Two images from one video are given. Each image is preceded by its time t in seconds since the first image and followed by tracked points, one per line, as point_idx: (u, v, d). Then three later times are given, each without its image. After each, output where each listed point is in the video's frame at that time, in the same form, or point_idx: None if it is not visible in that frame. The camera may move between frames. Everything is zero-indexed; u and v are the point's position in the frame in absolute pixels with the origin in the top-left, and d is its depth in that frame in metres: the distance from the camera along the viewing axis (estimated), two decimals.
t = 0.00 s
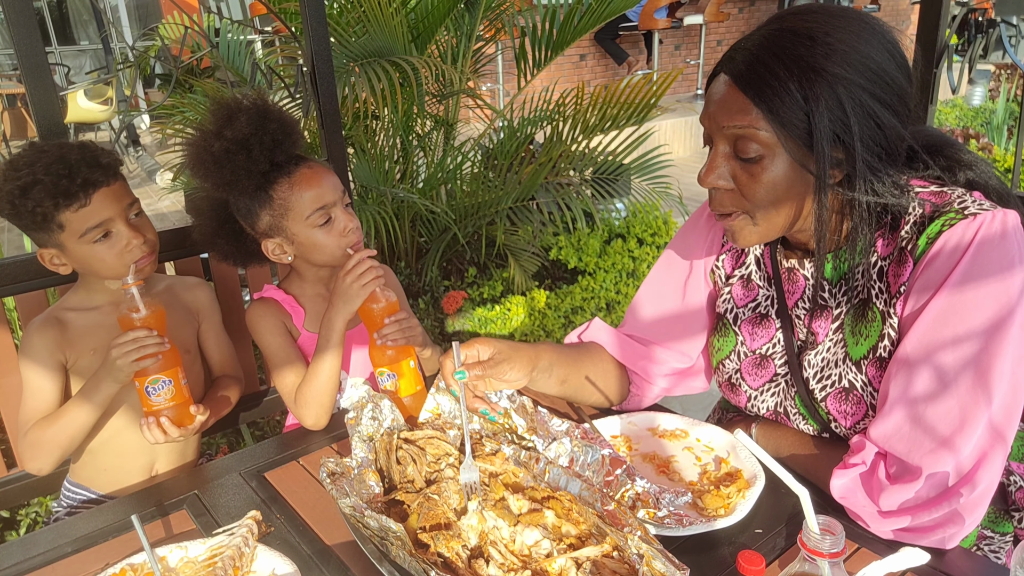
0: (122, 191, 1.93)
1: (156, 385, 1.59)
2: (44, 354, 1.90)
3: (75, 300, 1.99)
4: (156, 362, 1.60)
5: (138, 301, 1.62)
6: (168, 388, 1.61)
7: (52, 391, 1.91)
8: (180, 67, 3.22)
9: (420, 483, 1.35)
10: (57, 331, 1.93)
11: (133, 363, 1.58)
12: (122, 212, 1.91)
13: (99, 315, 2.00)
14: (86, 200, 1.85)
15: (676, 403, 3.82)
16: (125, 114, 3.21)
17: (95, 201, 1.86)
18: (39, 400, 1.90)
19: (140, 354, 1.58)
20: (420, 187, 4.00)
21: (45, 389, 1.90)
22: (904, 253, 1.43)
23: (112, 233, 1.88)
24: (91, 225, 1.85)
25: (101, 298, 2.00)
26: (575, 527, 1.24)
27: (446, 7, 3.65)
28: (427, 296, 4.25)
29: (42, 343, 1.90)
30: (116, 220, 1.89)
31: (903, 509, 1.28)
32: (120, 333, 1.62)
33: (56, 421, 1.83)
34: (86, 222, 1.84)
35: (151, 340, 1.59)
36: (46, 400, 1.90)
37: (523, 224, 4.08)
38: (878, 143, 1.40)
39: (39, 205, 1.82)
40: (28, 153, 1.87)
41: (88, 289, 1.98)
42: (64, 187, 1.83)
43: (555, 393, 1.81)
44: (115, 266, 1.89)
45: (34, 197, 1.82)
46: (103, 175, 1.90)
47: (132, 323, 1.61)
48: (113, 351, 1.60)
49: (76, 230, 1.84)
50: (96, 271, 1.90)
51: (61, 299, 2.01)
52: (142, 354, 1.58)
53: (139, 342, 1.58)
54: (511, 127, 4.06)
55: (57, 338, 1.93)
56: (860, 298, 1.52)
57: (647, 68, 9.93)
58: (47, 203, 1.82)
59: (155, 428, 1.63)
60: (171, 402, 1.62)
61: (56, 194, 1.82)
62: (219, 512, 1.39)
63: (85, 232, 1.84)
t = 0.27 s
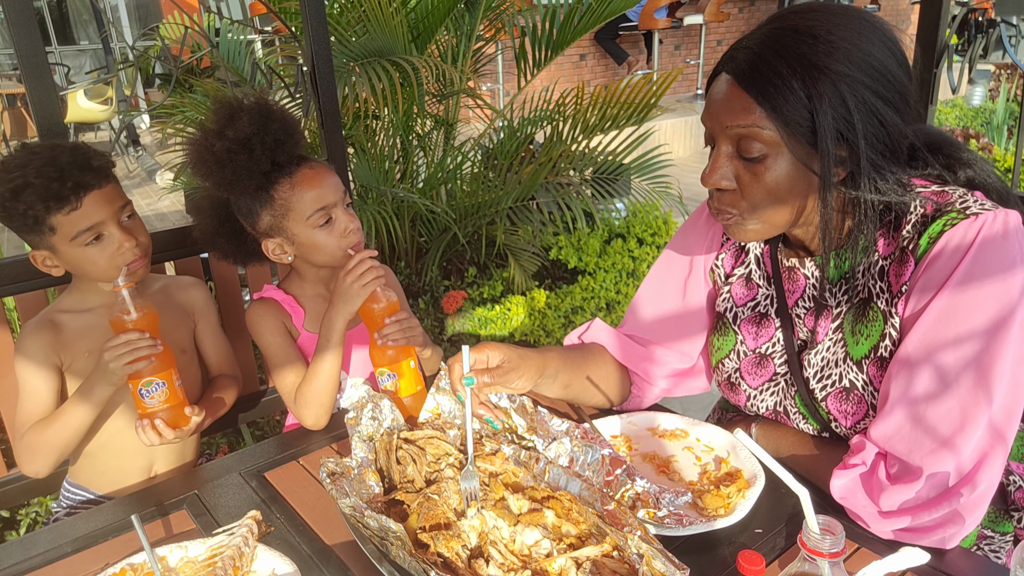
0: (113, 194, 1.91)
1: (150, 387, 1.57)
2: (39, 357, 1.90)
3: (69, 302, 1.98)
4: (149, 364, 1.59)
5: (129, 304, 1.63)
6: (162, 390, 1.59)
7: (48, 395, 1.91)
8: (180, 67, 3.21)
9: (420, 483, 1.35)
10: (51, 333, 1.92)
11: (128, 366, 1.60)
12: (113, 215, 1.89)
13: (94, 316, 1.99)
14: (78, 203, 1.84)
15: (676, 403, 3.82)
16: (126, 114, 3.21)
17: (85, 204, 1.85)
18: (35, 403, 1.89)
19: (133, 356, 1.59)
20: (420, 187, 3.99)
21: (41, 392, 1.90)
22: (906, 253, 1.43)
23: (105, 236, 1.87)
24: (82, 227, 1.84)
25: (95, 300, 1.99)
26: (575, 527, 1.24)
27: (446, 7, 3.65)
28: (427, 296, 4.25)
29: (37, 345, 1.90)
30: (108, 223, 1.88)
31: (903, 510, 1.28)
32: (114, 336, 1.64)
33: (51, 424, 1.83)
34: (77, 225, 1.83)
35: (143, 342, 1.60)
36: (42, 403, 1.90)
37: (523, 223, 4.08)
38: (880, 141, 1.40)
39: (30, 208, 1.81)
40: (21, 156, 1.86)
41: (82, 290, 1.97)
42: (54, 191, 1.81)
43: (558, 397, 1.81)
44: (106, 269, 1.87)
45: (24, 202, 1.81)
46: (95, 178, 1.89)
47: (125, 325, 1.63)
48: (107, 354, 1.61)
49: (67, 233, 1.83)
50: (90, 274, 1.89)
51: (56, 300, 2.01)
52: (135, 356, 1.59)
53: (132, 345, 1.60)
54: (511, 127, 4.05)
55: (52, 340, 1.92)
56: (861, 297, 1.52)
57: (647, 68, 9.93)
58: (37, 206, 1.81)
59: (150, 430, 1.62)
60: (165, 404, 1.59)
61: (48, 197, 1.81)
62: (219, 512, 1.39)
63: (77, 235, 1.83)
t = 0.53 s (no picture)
0: (107, 196, 1.90)
1: (142, 391, 1.58)
2: (31, 359, 1.90)
3: (63, 304, 1.98)
4: (141, 368, 1.59)
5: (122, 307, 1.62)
6: (154, 394, 1.60)
7: (41, 398, 1.91)
8: (180, 67, 3.21)
9: (420, 483, 1.35)
10: (44, 336, 1.92)
11: (119, 369, 1.59)
12: (106, 219, 1.88)
13: (88, 318, 1.98)
14: (69, 205, 1.82)
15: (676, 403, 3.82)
16: (126, 114, 3.20)
17: (78, 206, 1.84)
18: (28, 406, 1.90)
19: (124, 359, 1.58)
20: (420, 187, 3.99)
21: (34, 395, 1.91)
22: (908, 253, 1.43)
23: (96, 238, 1.85)
24: (74, 229, 1.82)
25: (89, 303, 1.98)
26: (575, 527, 1.23)
27: (446, 7, 3.65)
28: (427, 296, 4.25)
29: (30, 348, 1.90)
30: (100, 226, 1.86)
31: (903, 510, 1.28)
32: (105, 339, 1.62)
33: (41, 428, 1.82)
34: (69, 226, 1.82)
35: (136, 346, 1.59)
36: (35, 406, 1.90)
37: (523, 224, 4.08)
38: (880, 142, 1.40)
39: (20, 208, 1.81)
40: (17, 158, 1.86)
41: (76, 293, 1.97)
42: (47, 192, 1.80)
43: (563, 403, 1.79)
44: (97, 272, 1.86)
45: (15, 203, 1.80)
46: (89, 180, 1.88)
47: (117, 328, 1.62)
48: (97, 358, 1.60)
49: (58, 235, 1.81)
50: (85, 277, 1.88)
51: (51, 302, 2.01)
52: (127, 360, 1.58)
53: (124, 348, 1.58)
54: (511, 127, 4.05)
55: (45, 343, 1.92)
56: (862, 297, 1.52)
57: (647, 68, 9.93)
58: (29, 207, 1.80)
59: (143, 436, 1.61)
60: (156, 408, 1.60)
61: (39, 198, 1.80)
62: (219, 512, 1.39)
63: (68, 236, 1.82)
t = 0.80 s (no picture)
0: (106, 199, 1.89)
1: (131, 397, 1.59)
2: (20, 361, 1.89)
3: (53, 306, 1.98)
4: (132, 373, 1.59)
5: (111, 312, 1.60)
6: (143, 400, 1.61)
7: (29, 403, 1.89)
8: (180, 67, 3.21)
9: (420, 483, 1.35)
10: (34, 339, 1.93)
11: (110, 375, 1.58)
12: (101, 219, 1.87)
13: (78, 320, 1.98)
14: (67, 205, 1.82)
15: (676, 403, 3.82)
16: (126, 114, 3.20)
17: (75, 206, 1.83)
18: (16, 411, 1.88)
19: (115, 365, 1.57)
20: (420, 187, 3.99)
21: (22, 401, 1.88)
22: (910, 252, 1.43)
23: (88, 241, 1.84)
24: (68, 230, 1.82)
25: (80, 305, 1.99)
26: (575, 527, 1.24)
27: (446, 7, 3.65)
28: (428, 296, 4.25)
29: (20, 350, 1.90)
30: (95, 227, 1.85)
31: (903, 509, 1.28)
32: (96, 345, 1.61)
33: (31, 430, 1.81)
34: (64, 226, 1.82)
35: (126, 351, 1.58)
36: (22, 413, 1.88)
37: (523, 223, 4.08)
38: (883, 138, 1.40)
39: (18, 204, 1.80)
40: (20, 153, 1.86)
41: (66, 295, 1.97)
42: (46, 191, 1.80)
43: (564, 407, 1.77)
44: (85, 272, 1.85)
45: (13, 196, 1.81)
46: (88, 181, 1.87)
47: (107, 333, 1.60)
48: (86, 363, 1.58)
49: (50, 233, 1.81)
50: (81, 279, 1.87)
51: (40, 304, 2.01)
52: (118, 365, 1.57)
53: (114, 355, 1.57)
54: (511, 127, 4.05)
55: (34, 346, 1.93)
56: (864, 296, 1.52)
57: (647, 68, 9.93)
58: (25, 204, 1.80)
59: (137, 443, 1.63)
60: (146, 414, 1.61)
61: (37, 196, 1.80)
62: (219, 512, 1.39)
63: (61, 237, 1.81)
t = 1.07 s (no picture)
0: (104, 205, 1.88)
1: (124, 405, 1.58)
2: (10, 365, 1.89)
3: (41, 309, 1.98)
4: (126, 381, 1.60)
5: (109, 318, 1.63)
6: (136, 407, 1.60)
7: (18, 406, 1.90)
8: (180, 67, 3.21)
9: (420, 483, 1.35)
10: (23, 342, 1.93)
11: (104, 382, 1.59)
12: (98, 225, 1.86)
13: (67, 323, 1.98)
14: (66, 209, 1.80)
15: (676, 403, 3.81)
16: (126, 114, 3.20)
17: (74, 211, 1.82)
18: (5, 414, 1.88)
19: (110, 372, 1.58)
20: (420, 187, 3.99)
21: (12, 404, 1.89)
22: (911, 252, 1.43)
23: (84, 245, 1.83)
24: (64, 233, 1.80)
25: (68, 308, 1.98)
26: (575, 527, 1.24)
27: (446, 7, 3.65)
28: (428, 296, 4.25)
29: (8, 354, 1.90)
30: (90, 233, 1.84)
31: (903, 509, 1.28)
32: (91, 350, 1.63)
33: (22, 434, 1.82)
34: (60, 230, 1.80)
35: (121, 358, 1.60)
36: (12, 416, 1.89)
37: (523, 224, 4.08)
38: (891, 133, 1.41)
39: (14, 205, 1.79)
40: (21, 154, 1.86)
41: (54, 297, 1.97)
42: (45, 194, 1.79)
43: (555, 394, 1.80)
44: (79, 277, 1.84)
45: (11, 199, 1.79)
46: (89, 187, 1.87)
47: (103, 339, 1.64)
48: (81, 368, 1.60)
49: (47, 236, 1.79)
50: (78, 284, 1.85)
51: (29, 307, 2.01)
52: (112, 372, 1.59)
53: (110, 361, 1.59)
54: (511, 127, 4.05)
55: (23, 349, 1.93)
56: (865, 296, 1.52)
57: (647, 68, 9.94)
58: (23, 206, 1.78)
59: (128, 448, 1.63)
60: (138, 422, 1.60)
61: (35, 198, 1.79)
62: (219, 512, 1.39)
63: (56, 240, 1.80)
